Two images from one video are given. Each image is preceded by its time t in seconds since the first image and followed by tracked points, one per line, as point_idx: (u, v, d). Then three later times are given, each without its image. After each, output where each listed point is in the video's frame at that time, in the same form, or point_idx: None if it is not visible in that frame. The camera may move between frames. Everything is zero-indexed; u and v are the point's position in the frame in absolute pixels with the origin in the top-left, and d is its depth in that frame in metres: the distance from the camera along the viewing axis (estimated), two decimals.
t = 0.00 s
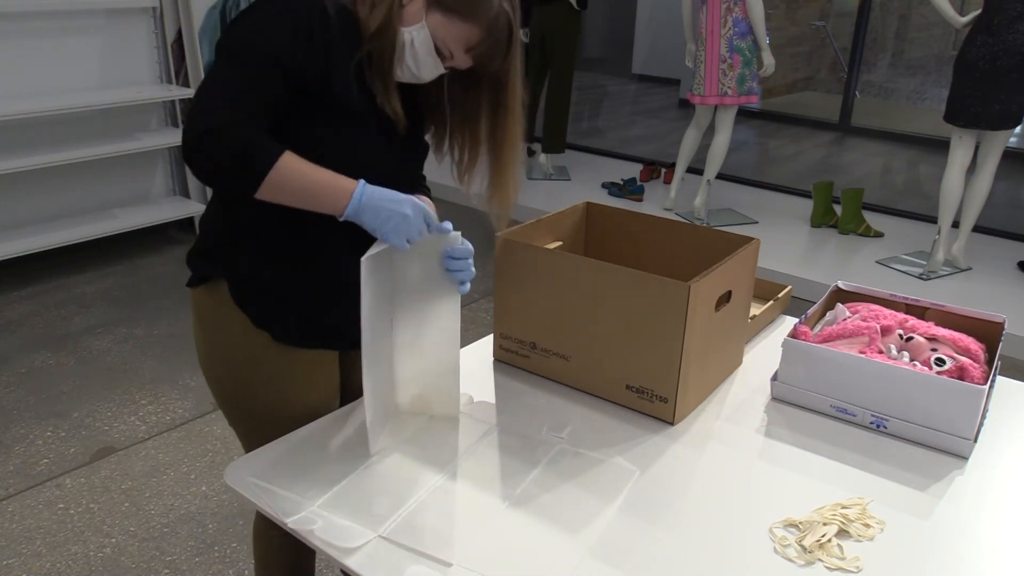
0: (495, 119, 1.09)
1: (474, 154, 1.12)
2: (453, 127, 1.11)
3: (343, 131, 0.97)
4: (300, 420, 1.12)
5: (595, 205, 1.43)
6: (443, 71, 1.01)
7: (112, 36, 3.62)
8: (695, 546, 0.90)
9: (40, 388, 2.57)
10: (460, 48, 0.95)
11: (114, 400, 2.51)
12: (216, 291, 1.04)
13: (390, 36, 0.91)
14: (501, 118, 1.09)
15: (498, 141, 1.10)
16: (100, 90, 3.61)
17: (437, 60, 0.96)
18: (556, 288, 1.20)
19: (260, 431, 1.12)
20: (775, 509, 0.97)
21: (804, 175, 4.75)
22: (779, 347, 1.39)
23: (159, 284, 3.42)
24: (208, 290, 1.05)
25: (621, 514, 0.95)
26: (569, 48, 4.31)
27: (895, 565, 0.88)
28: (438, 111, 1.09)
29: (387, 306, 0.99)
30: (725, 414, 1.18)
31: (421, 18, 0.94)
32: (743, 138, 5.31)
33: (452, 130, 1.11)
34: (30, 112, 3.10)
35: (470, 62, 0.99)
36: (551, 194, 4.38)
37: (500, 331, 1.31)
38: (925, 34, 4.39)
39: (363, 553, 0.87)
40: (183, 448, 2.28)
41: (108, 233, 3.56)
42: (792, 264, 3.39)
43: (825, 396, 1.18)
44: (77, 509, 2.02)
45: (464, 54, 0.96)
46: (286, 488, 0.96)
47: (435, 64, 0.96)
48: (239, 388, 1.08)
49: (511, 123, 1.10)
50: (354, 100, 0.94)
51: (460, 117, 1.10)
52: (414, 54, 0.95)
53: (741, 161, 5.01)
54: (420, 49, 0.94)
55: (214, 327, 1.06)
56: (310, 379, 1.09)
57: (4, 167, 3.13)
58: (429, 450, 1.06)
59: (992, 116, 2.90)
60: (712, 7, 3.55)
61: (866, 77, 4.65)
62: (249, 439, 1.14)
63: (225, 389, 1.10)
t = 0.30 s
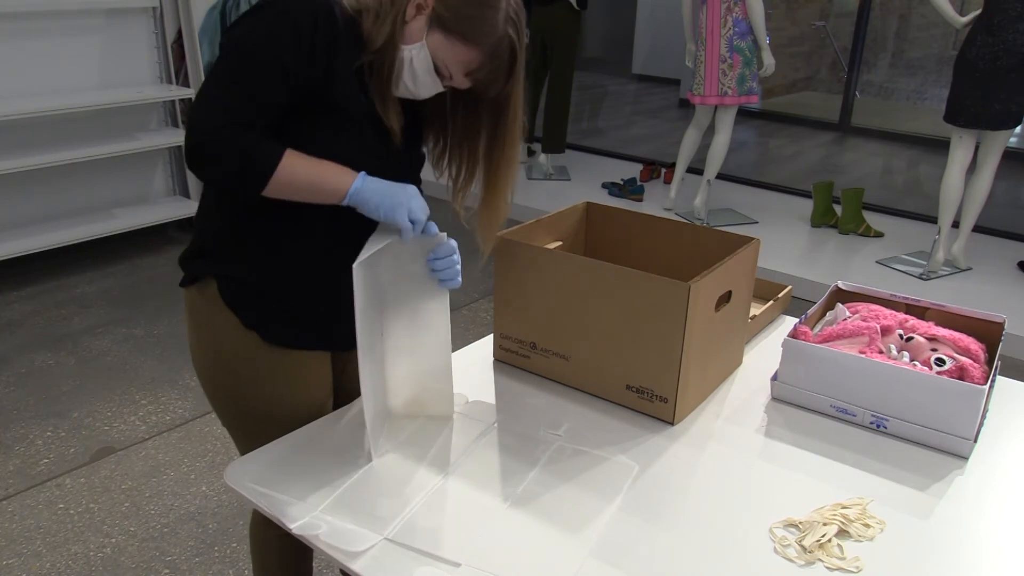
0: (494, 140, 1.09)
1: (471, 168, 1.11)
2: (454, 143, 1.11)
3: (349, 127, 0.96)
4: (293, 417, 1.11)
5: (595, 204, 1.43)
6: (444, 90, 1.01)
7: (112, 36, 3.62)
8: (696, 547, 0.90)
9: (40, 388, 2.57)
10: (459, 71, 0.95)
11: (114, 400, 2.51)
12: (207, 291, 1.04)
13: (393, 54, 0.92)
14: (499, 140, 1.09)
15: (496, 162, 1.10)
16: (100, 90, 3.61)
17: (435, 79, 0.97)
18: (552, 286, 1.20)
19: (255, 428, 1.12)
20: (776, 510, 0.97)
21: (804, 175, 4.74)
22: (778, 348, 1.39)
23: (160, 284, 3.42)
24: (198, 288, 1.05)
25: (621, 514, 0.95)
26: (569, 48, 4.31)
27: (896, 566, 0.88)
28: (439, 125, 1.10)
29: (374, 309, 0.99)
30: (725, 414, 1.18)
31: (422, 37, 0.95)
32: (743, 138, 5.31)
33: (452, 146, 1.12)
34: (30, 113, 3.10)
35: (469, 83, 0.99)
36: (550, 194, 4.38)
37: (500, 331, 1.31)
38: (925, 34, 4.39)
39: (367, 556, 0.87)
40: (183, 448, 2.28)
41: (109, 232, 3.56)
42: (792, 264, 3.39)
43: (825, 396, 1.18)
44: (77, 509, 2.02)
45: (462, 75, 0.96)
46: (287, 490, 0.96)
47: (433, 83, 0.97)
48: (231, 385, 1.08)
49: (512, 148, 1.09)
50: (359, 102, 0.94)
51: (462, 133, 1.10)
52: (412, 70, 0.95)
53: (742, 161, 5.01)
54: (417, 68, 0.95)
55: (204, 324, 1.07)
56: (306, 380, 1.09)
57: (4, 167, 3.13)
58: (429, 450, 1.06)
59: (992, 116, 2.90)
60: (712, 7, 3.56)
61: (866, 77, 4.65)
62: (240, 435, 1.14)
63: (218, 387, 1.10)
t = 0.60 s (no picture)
0: (478, 95, 1.10)
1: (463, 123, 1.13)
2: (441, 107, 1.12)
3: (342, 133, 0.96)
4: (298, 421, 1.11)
5: (595, 204, 1.43)
6: (425, 57, 1.02)
7: (111, 36, 3.62)
8: (697, 547, 0.90)
9: (40, 388, 2.57)
10: (438, 35, 0.96)
11: (113, 400, 2.51)
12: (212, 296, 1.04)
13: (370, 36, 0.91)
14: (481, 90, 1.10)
15: (483, 117, 1.11)
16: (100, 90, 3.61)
17: (417, 48, 0.97)
18: (550, 284, 1.20)
19: (260, 432, 1.13)
20: (775, 510, 0.97)
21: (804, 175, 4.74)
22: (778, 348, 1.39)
23: (160, 283, 3.42)
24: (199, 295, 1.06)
25: (621, 514, 0.95)
26: (569, 48, 4.31)
27: (896, 565, 0.88)
28: (418, 94, 1.10)
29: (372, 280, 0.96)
30: (725, 414, 1.18)
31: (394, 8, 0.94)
32: (743, 138, 5.31)
33: (435, 112, 1.12)
34: (30, 113, 3.10)
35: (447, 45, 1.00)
36: (550, 194, 4.38)
37: (500, 331, 1.31)
38: (926, 34, 4.39)
39: (367, 556, 0.87)
40: (183, 449, 2.28)
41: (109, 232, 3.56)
42: (792, 264, 3.39)
43: (824, 396, 1.18)
44: (77, 509, 2.02)
45: (443, 38, 0.97)
46: (288, 490, 0.97)
47: (414, 52, 0.98)
48: (236, 390, 1.09)
49: (496, 94, 1.10)
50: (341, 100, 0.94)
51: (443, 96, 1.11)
52: (392, 43, 0.96)
53: (741, 161, 5.01)
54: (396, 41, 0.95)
55: (207, 331, 1.07)
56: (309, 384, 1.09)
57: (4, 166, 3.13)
58: (429, 451, 1.06)
59: (992, 116, 2.90)
60: (713, 7, 3.56)
61: (866, 77, 4.65)
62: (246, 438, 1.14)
63: (223, 392, 1.10)
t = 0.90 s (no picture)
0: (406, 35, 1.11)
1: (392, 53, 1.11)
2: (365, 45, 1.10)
3: (317, 126, 0.98)
4: (299, 426, 1.11)
5: (595, 204, 1.43)
6: None
7: (111, 36, 3.62)
8: (695, 546, 0.90)
9: (40, 387, 2.57)
10: None
11: (113, 400, 2.51)
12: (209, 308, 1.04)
13: None
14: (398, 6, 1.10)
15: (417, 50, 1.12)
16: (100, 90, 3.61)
17: None
18: (552, 284, 1.20)
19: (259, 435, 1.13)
20: (775, 510, 0.97)
21: (804, 175, 4.74)
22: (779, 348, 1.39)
23: (159, 284, 3.42)
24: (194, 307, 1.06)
25: (621, 514, 0.95)
26: (569, 48, 4.31)
27: (895, 565, 0.88)
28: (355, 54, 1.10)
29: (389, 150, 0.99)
30: (725, 414, 1.18)
31: None
32: (743, 138, 5.30)
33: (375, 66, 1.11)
34: (30, 113, 3.10)
35: None
36: (551, 194, 4.39)
37: (500, 331, 1.31)
38: (926, 34, 4.39)
39: (367, 556, 0.87)
40: (183, 448, 2.28)
41: (109, 232, 3.56)
42: (792, 264, 3.39)
43: (825, 396, 1.18)
44: (77, 509, 2.02)
45: None
46: (290, 490, 0.97)
47: None
48: (237, 399, 1.09)
49: (412, 4, 1.10)
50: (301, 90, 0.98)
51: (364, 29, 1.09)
52: None
53: (741, 161, 5.01)
54: None
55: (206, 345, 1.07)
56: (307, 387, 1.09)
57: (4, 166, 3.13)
58: (429, 451, 1.06)
59: (992, 116, 2.90)
60: (713, 7, 3.56)
61: (866, 77, 4.65)
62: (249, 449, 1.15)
63: (222, 395, 1.10)
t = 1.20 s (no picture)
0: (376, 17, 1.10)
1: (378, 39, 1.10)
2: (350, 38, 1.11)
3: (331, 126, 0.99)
4: (299, 424, 1.12)
5: (594, 204, 1.43)
6: None
7: (111, 36, 3.61)
8: (694, 546, 0.90)
9: (40, 387, 2.57)
10: None
11: (113, 400, 2.51)
12: (208, 304, 1.05)
13: None
14: None
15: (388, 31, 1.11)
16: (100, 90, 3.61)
17: None
18: (551, 283, 1.20)
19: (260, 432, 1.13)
20: (775, 510, 0.97)
21: (803, 176, 4.74)
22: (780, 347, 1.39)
23: (159, 284, 3.41)
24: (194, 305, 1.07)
25: (621, 514, 0.95)
26: (569, 48, 4.31)
27: (895, 565, 0.88)
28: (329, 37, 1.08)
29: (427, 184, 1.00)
30: (725, 414, 1.18)
31: None
32: (743, 138, 5.30)
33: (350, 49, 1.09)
34: (30, 113, 3.10)
35: None
36: (551, 194, 4.39)
37: (500, 331, 1.31)
38: (926, 33, 4.38)
39: (366, 556, 0.87)
40: (183, 448, 2.28)
41: (109, 232, 3.56)
42: (792, 264, 3.39)
43: (825, 396, 1.18)
44: (77, 509, 2.02)
45: None
46: (290, 490, 0.97)
47: None
48: (237, 398, 1.09)
49: None
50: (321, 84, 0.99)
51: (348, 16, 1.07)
52: None
53: (741, 161, 5.01)
54: None
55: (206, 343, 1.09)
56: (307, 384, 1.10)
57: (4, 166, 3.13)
58: (429, 451, 1.06)
59: (992, 116, 2.90)
60: (713, 7, 3.56)
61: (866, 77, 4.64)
62: (251, 447, 1.15)
63: (222, 394, 1.11)
